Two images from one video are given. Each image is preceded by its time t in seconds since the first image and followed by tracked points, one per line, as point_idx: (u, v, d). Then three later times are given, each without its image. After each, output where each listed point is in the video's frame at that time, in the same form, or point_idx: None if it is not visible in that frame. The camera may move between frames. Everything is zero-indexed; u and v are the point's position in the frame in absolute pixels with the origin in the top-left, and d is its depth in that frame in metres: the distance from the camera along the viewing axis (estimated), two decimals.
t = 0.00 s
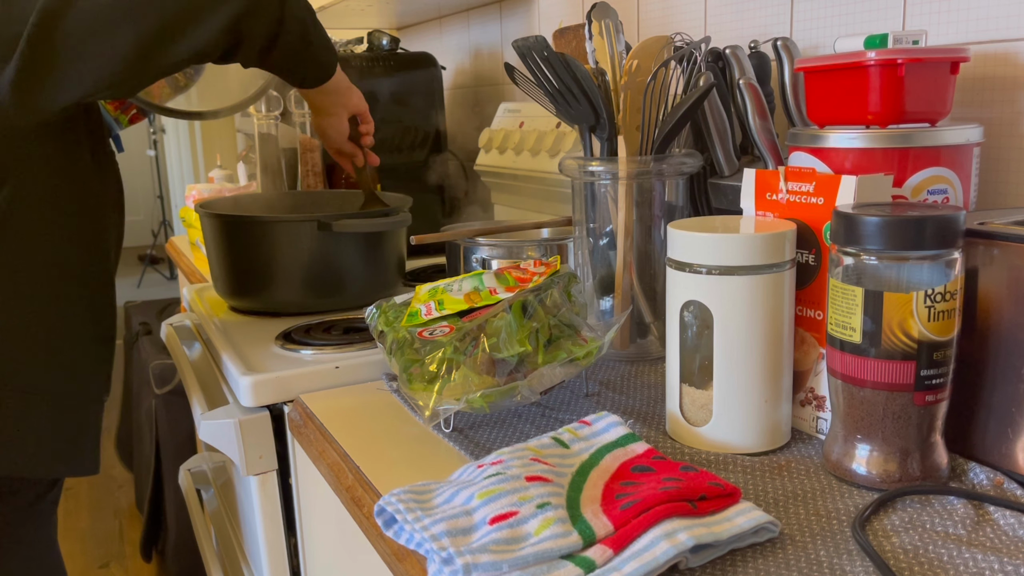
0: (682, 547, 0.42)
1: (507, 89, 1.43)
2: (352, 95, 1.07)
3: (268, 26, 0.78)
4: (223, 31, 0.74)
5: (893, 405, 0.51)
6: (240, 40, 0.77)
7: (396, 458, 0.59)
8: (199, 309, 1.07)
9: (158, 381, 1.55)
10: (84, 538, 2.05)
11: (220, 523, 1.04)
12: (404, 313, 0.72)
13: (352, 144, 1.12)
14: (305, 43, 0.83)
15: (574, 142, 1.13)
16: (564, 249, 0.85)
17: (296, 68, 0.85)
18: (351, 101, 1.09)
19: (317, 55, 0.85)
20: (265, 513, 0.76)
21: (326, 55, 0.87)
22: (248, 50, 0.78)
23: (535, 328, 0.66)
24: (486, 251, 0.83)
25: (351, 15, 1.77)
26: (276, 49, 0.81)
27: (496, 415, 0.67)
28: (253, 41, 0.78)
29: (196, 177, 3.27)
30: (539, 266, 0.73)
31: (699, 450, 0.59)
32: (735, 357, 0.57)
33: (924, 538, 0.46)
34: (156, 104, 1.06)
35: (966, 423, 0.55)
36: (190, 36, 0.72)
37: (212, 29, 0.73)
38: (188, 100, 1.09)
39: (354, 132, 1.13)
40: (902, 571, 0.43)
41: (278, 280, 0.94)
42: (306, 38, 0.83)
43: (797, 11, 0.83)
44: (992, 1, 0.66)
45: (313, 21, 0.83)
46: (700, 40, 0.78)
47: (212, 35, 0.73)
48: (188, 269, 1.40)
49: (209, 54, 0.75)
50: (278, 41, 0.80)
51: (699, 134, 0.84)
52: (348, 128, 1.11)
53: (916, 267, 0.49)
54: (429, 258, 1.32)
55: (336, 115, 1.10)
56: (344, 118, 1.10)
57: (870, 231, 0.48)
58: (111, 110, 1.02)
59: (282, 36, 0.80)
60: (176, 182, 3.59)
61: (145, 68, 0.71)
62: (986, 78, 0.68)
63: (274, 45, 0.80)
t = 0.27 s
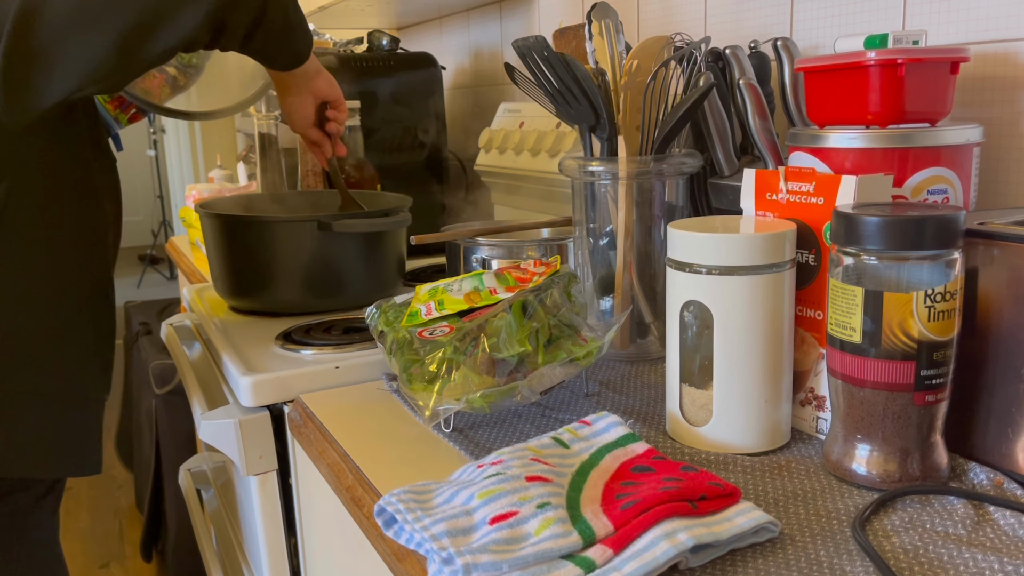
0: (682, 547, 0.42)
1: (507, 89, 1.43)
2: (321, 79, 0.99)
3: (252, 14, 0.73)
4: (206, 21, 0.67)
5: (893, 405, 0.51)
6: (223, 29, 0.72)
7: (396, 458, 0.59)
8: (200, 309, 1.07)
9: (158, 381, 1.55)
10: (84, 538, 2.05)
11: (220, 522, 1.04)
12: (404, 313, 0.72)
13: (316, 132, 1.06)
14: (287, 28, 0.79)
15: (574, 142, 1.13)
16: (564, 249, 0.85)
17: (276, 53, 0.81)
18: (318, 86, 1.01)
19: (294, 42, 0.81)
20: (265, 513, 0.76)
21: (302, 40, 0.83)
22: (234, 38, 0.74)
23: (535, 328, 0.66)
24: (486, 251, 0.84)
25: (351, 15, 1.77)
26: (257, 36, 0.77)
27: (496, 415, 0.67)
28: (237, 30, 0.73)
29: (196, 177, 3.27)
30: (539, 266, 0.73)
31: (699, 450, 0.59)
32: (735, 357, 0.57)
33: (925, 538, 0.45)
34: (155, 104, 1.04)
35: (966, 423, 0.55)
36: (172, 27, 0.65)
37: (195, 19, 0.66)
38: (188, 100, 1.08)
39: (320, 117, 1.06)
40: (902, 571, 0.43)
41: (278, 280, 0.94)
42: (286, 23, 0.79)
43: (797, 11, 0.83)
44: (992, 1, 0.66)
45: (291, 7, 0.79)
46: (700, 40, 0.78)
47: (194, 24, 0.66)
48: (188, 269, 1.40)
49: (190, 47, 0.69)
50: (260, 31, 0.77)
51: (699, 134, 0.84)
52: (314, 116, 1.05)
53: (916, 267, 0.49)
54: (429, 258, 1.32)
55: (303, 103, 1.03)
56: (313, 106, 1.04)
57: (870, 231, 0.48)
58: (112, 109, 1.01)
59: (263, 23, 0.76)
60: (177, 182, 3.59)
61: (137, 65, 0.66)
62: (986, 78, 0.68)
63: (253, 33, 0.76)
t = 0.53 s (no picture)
0: (682, 547, 0.42)
1: (507, 89, 1.43)
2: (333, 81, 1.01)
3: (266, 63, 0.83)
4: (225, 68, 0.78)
5: (893, 405, 0.51)
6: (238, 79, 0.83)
7: (396, 458, 0.59)
8: (200, 309, 1.07)
9: (158, 381, 1.55)
10: (84, 538, 2.06)
11: (220, 523, 1.04)
12: (404, 313, 0.72)
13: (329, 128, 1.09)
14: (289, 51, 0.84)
15: (574, 142, 1.13)
16: (564, 249, 0.85)
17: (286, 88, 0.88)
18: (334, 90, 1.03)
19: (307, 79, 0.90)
20: (265, 513, 0.76)
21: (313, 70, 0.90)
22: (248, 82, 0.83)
23: (535, 328, 0.66)
24: (486, 251, 0.84)
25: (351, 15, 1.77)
26: (272, 80, 0.86)
27: (496, 415, 0.67)
28: (252, 76, 0.83)
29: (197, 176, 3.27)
30: (539, 266, 0.73)
31: (699, 450, 0.59)
32: (735, 357, 0.57)
33: (925, 538, 0.46)
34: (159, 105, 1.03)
35: (966, 423, 0.55)
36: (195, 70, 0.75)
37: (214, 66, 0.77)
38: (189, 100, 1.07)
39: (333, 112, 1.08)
40: (902, 571, 0.43)
41: (278, 280, 0.94)
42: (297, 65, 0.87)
43: (797, 11, 0.83)
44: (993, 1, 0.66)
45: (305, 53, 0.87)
46: (700, 40, 0.78)
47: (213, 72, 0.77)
48: (188, 269, 1.40)
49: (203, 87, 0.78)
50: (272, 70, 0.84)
51: (698, 134, 0.84)
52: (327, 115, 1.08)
53: (916, 267, 0.49)
54: (429, 258, 1.32)
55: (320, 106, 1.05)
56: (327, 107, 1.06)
57: (870, 231, 0.48)
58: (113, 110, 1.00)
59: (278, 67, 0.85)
60: (177, 182, 3.59)
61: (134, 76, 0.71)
62: (987, 78, 0.68)
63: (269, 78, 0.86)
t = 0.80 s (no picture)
0: (682, 547, 0.42)
1: (507, 89, 1.43)
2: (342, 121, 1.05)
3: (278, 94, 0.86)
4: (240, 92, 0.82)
5: (893, 404, 0.51)
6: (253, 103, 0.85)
7: (396, 457, 0.59)
8: (199, 309, 1.07)
9: (158, 381, 1.55)
10: (84, 538, 2.06)
11: (220, 522, 1.04)
12: (404, 313, 0.72)
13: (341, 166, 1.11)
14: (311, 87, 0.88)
15: (574, 142, 1.13)
16: (564, 249, 0.85)
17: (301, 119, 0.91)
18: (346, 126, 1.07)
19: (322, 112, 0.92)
20: (265, 513, 0.76)
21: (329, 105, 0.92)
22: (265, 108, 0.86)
23: (535, 328, 0.66)
24: (486, 251, 0.84)
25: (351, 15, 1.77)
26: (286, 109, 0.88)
27: (496, 415, 0.67)
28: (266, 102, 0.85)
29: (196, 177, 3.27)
30: (539, 266, 0.73)
31: (699, 450, 0.59)
32: (735, 357, 0.57)
33: (925, 538, 0.46)
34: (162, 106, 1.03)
35: (966, 423, 0.55)
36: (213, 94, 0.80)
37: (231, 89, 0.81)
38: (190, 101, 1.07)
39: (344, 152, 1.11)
40: (902, 571, 0.43)
41: (278, 280, 0.94)
42: (313, 95, 0.89)
43: (797, 10, 0.83)
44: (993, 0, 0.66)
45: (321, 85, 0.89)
46: (700, 40, 0.78)
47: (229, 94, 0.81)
48: (188, 269, 1.40)
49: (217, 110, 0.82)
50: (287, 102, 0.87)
51: (699, 134, 0.84)
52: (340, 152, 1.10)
53: (916, 267, 0.49)
54: (429, 257, 1.32)
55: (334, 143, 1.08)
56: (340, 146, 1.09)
57: (870, 232, 0.48)
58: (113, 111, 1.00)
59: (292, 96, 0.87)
60: (177, 182, 3.59)
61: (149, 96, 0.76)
62: (987, 78, 0.68)
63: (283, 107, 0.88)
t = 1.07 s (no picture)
0: (682, 547, 0.42)
1: (507, 89, 1.43)
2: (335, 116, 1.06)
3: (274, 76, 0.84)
4: (238, 82, 0.80)
5: (893, 405, 0.51)
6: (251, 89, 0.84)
7: (396, 458, 0.59)
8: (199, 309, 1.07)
9: (158, 381, 1.55)
10: (83, 538, 2.06)
11: (220, 522, 1.04)
12: (404, 313, 0.72)
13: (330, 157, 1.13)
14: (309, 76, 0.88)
15: (574, 142, 1.13)
16: (564, 249, 0.85)
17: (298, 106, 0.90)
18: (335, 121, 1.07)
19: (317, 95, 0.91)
20: (265, 513, 0.76)
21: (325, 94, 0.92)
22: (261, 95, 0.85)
23: (535, 328, 0.66)
24: (486, 251, 0.83)
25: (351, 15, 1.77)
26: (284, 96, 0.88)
27: (496, 415, 0.67)
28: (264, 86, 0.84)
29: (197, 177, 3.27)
30: (539, 266, 0.73)
31: (699, 450, 0.59)
32: (735, 357, 0.57)
33: (925, 538, 0.46)
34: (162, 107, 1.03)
35: (966, 423, 0.55)
36: (207, 80, 0.78)
37: (227, 78, 0.79)
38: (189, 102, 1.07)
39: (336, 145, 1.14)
40: (902, 571, 0.43)
41: (278, 280, 0.94)
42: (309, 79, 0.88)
43: (797, 10, 0.83)
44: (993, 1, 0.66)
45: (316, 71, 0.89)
46: (700, 40, 0.78)
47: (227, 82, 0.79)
48: (188, 269, 1.40)
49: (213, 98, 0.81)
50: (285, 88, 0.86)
51: (699, 134, 0.84)
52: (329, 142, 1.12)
53: (916, 267, 0.49)
54: (429, 258, 1.32)
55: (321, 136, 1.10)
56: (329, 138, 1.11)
57: (870, 231, 0.48)
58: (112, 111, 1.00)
59: (290, 83, 0.87)
60: (177, 182, 3.59)
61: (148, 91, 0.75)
62: (987, 78, 0.68)
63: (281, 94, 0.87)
